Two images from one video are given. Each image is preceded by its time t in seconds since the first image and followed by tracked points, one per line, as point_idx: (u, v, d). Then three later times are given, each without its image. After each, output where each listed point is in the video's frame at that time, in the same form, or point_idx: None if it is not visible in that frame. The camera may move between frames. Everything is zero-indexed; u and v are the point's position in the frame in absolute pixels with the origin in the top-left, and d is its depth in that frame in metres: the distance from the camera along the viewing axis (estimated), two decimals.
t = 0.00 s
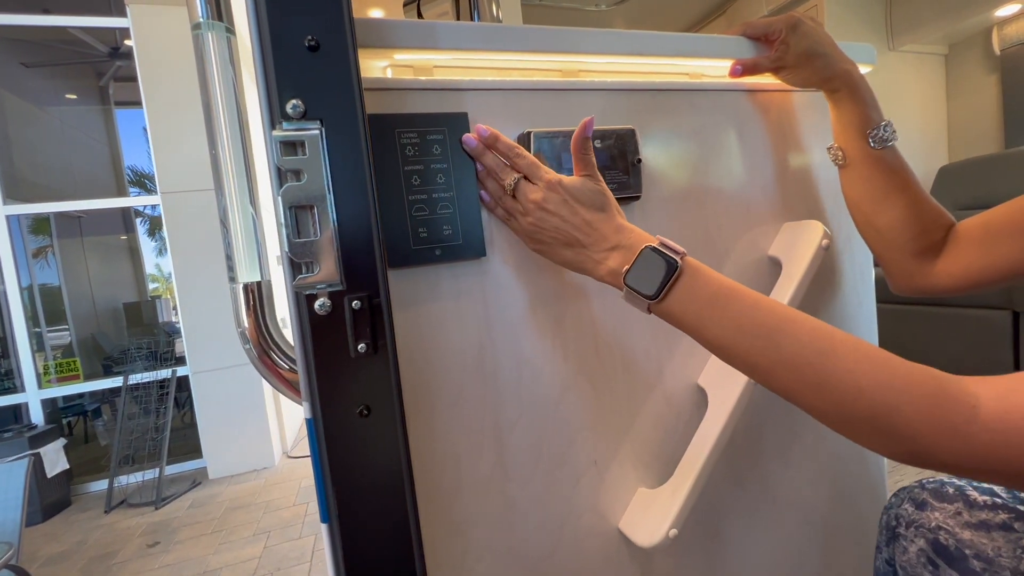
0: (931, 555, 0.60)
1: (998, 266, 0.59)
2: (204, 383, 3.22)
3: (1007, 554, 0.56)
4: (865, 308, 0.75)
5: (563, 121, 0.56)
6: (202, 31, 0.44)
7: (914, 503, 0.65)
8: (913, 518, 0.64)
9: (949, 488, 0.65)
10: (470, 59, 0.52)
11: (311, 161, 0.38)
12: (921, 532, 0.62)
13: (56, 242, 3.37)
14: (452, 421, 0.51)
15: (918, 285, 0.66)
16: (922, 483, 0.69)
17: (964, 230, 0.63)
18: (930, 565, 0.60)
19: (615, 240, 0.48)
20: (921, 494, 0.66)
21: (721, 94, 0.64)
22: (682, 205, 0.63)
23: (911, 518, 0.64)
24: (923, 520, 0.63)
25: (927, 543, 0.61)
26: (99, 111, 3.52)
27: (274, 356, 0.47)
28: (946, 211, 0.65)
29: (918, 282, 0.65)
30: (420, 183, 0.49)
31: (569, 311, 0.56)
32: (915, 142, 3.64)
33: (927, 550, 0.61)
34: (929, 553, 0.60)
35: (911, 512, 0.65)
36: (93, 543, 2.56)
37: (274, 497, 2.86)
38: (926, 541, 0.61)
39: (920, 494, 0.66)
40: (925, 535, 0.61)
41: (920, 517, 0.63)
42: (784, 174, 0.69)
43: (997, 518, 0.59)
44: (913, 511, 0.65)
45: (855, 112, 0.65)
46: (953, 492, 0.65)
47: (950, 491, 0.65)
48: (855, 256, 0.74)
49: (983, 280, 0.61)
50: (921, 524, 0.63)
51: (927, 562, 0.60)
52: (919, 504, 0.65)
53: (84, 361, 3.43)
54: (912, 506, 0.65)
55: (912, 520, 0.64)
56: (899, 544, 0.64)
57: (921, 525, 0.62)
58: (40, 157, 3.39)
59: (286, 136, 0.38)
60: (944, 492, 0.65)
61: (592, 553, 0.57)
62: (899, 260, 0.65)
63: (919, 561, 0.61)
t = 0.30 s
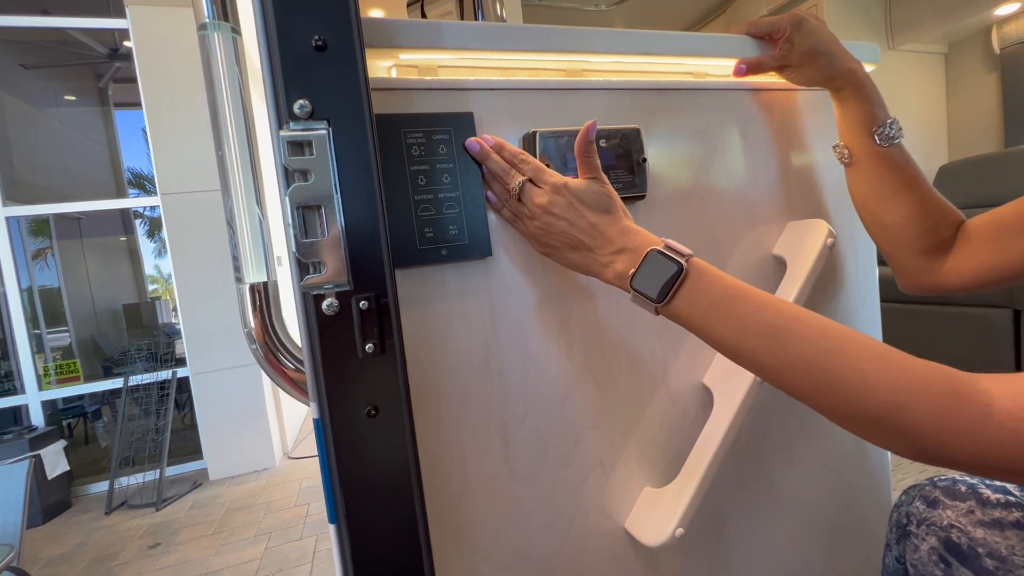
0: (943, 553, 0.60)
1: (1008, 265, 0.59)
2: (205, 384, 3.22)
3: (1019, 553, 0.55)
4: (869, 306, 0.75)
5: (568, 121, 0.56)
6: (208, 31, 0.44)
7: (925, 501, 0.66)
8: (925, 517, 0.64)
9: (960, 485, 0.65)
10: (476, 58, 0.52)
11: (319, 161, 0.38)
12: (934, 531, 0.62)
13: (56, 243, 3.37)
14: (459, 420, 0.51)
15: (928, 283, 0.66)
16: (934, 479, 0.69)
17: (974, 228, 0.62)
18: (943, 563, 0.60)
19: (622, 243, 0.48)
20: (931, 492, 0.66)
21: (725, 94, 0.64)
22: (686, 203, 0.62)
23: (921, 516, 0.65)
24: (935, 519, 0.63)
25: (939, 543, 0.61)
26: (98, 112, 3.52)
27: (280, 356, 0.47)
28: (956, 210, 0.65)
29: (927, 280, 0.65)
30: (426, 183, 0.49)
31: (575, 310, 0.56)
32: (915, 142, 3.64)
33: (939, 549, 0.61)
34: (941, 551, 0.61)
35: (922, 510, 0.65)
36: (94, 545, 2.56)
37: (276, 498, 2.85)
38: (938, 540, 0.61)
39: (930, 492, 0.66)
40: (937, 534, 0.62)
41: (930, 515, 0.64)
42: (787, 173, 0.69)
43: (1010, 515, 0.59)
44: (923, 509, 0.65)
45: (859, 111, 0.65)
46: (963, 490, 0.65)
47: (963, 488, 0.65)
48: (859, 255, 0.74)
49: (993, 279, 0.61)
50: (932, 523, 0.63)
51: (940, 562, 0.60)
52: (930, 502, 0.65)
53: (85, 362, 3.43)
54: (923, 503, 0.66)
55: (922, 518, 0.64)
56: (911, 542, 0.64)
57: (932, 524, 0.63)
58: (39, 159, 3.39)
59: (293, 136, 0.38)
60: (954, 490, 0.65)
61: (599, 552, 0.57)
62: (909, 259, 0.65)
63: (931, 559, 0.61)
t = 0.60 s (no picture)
0: (939, 551, 0.60)
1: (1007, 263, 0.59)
2: (205, 385, 3.22)
3: (1015, 550, 0.55)
4: (869, 303, 0.76)
5: (569, 120, 0.57)
6: (213, 32, 0.44)
7: (923, 499, 0.66)
8: (922, 514, 0.64)
9: (958, 484, 0.66)
10: (478, 58, 0.52)
11: (323, 160, 0.39)
12: (931, 528, 0.62)
13: (55, 245, 3.37)
14: (462, 417, 0.52)
15: (927, 282, 0.66)
16: (931, 477, 0.69)
17: (973, 226, 0.63)
18: (939, 560, 0.60)
19: (624, 243, 0.48)
20: (930, 490, 0.66)
21: (726, 93, 0.65)
22: (687, 202, 0.63)
23: (919, 514, 0.65)
24: (932, 515, 0.63)
25: (936, 540, 0.61)
26: (97, 114, 3.51)
27: (285, 354, 0.48)
28: (956, 208, 0.65)
29: (927, 279, 0.65)
30: (430, 182, 0.49)
31: (577, 309, 0.57)
32: (914, 141, 3.65)
33: (935, 546, 0.61)
34: (937, 548, 0.61)
35: (920, 507, 0.65)
36: (94, 546, 2.56)
37: (276, 499, 2.86)
38: (935, 538, 0.61)
39: (928, 490, 0.67)
40: (934, 531, 0.62)
41: (927, 513, 0.64)
42: (787, 172, 0.69)
43: (1006, 513, 0.60)
44: (921, 507, 0.65)
45: (859, 111, 0.66)
46: (962, 489, 0.65)
47: (959, 486, 0.65)
48: (859, 254, 0.74)
49: (992, 276, 0.61)
50: (929, 520, 0.63)
51: (936, 559, 0.60)
52: (927, 500, 0.66)
53: (85, 363, 3.43)
54: (920, 501, 0.66)
55: (919, 515, 0.65)
56: (908, 539, 0.65)
57: (929, 521, 0.63)
58: (38, 161, 3.39)
59: (298, 135, 0.38)
60: (952, 489, 0.65)
61: (601, 550, 0.58)
62: (907, 258, 0.66)
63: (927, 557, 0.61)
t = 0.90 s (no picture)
0: (940, 550, 0.60)
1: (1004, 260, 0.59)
2: (206, 385, 3.22)
3: (1016, 549, 0.56)
4: (869, 301, 0.76)
5: (569, 118, 0.57)
6: (213, 31, 0.44)
7: (922, 498, 0.66)
8: (922, 513, 0.64)
9: (957, 482, 0.66)
10: (478, 57, 0.52)
11: (323, 158, 0.39)
12: (931, 527, 0.62)
13: (55, 246, 3.38)
14: (463, 417, 0.52)
15: (926, 281, 0.66)
16: (931, 476, 0.69)
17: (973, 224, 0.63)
18: (940, 560, 0.60)
19: (626, 247, 0.48)
20: (930, 488, 0.66)
21: (726, 91, 0.65)
22: (688, 200, 0.63)
23: (919, 513, 0.65)
24: (933, 515, 0.63)
25: (937, 539, 0.61)
26: (97, 115, 3.52)
27: (286, 353, 0.48)
28: (956, 208, 0.65)
29: (927, 277, 0.66)
30: (430, 180, 0.49)
31: (578, 309, 0.57)
32: (914, 139, 3.65)
33: (936, 545, 0.61)
34: (938, 548, 0.61)
35: (920, 506, 0.65)
36: (95, 547, 2.56)
37: (277, 499, 2.86)
38: (936, 537, 0.61)
39: (928, 489, 0.66)
40: (935, 531, 0.62)
41: (928, 512, 0.64)
42: (787, 170, 0.69)
43: (1006, 511, 0.60)
44: (921, 505, 0.65)
45: (859, 110, 0.65)
46: (961, 487, 0.65)
47: (960, 485, 0.65)
48: (859, 252, 0.74)
49: (991, 274, 0.61)
50: (929, 519, 0.63)
51: (938, 558, 0.60)
52: (927, 499, 0.65)
53: (85, 364, 3.44)
54: (920, 500, 0.66)
55: (919, 514, 0.64)
56: (908, 538, 0.64)
57: (929, 520, 0.63)
58: (39, 163, 3.40)
59: (298, 133, 0.38)
60: (952, 488, 0.65)
61: (602, 548, 0.58)
62: (908, 258, 0.66)
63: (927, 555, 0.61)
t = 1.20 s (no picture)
0: (942, 551, 0.60)
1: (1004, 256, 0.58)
2: (206, 385, 3.22)
3: (1019, 549, 0.55)
4: (871, 297, 0.75)
5: (568, 115, 0.56)
6: (208, 26, 0.44)
7: (924, 498, 0.65)
8: (924, 513, 0.64)
9: (959, 483, 0.65)
10: (476, 53, 0.52)
11: (320, 154, 0.38)
12: (933, 527, 0.62)
13: (56, 247, 3.38)
14: (461, 415, 0.51)
15: (929, 276, 0.65)
16: (932, 475, 0.69)
17: (975, 219, 0.61)
18: (942, 560, 0.60)
19: (626, 243, 0.48)
20: (931, 488, 0.66)
21: (726, 87, 0.64)
22: (689, 195, 0.62)
23: (920, 512, 0.64)
24: (934, 515, 0.63)
25: (938, 540, 0.61)
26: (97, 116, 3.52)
27: (282, 351, 0.47)
28: (958, 203, 0.64)
29: (930, 273, 0.65)
30: (427, 176, 0.49)
31: (577, 305, 0.56)
32: (915, 137, 3.64)
33: (938, 547, 0.60)
34: (939, 548, 0.60)
35: (921, 506, 0.65)
36: (96, 547, 2.56)
37: (278, 499, 2.86)
38: (937, 538, 0.61)
39: (930, 488, 0.66)
40: (937, 531, 0.61)
41: (929, 512, 0.63)
42: (787, 166, 0.69)
43: (1008, 511, 0.59)
44: (922, 505, 0.65)
45: (861, 104, 0.65)
46: (962, 488, 0.65)
47: (961, 484, 0.65)
48: (861, 249, 0.74)
49: (993, 270, 0.60)
50: (931, 519, 0.63)
51: (940, 559, 0.60)
52: (929, 499, 0.65)
53: (86, 365, 3.44)
54: (921, 499, 0.65)
55: (920, 514, 0.64)
56: (910, 539, 0.64)
57: (931, 520, 0.62)
58: (39, 164, 3.40)
59: (294, 129, 0.38)
60: (952, 487, 0.65)
61: (602, 547, 0.57)
62: (910, 253, 0.65)
63: (929, 556, 0.61)
